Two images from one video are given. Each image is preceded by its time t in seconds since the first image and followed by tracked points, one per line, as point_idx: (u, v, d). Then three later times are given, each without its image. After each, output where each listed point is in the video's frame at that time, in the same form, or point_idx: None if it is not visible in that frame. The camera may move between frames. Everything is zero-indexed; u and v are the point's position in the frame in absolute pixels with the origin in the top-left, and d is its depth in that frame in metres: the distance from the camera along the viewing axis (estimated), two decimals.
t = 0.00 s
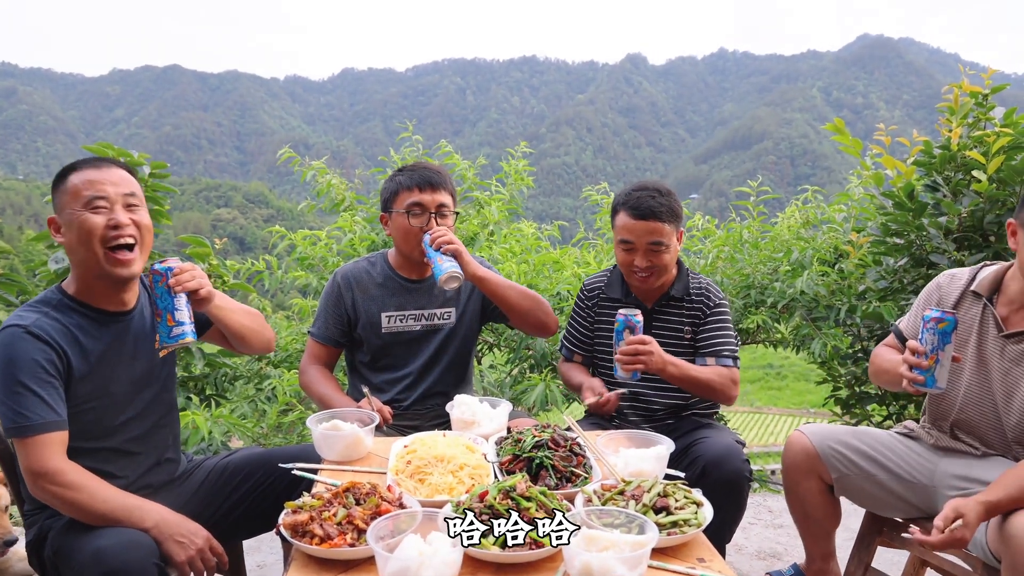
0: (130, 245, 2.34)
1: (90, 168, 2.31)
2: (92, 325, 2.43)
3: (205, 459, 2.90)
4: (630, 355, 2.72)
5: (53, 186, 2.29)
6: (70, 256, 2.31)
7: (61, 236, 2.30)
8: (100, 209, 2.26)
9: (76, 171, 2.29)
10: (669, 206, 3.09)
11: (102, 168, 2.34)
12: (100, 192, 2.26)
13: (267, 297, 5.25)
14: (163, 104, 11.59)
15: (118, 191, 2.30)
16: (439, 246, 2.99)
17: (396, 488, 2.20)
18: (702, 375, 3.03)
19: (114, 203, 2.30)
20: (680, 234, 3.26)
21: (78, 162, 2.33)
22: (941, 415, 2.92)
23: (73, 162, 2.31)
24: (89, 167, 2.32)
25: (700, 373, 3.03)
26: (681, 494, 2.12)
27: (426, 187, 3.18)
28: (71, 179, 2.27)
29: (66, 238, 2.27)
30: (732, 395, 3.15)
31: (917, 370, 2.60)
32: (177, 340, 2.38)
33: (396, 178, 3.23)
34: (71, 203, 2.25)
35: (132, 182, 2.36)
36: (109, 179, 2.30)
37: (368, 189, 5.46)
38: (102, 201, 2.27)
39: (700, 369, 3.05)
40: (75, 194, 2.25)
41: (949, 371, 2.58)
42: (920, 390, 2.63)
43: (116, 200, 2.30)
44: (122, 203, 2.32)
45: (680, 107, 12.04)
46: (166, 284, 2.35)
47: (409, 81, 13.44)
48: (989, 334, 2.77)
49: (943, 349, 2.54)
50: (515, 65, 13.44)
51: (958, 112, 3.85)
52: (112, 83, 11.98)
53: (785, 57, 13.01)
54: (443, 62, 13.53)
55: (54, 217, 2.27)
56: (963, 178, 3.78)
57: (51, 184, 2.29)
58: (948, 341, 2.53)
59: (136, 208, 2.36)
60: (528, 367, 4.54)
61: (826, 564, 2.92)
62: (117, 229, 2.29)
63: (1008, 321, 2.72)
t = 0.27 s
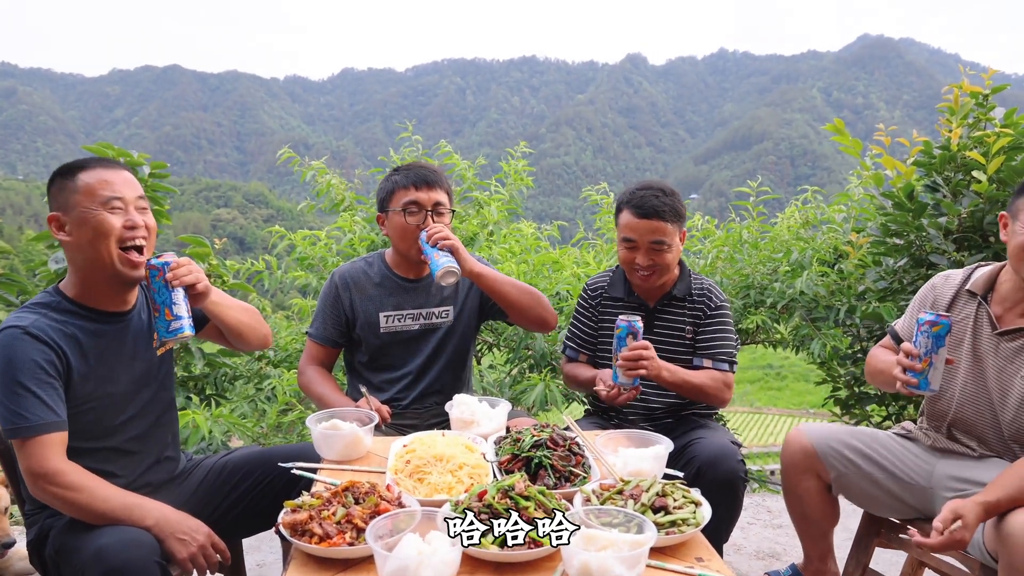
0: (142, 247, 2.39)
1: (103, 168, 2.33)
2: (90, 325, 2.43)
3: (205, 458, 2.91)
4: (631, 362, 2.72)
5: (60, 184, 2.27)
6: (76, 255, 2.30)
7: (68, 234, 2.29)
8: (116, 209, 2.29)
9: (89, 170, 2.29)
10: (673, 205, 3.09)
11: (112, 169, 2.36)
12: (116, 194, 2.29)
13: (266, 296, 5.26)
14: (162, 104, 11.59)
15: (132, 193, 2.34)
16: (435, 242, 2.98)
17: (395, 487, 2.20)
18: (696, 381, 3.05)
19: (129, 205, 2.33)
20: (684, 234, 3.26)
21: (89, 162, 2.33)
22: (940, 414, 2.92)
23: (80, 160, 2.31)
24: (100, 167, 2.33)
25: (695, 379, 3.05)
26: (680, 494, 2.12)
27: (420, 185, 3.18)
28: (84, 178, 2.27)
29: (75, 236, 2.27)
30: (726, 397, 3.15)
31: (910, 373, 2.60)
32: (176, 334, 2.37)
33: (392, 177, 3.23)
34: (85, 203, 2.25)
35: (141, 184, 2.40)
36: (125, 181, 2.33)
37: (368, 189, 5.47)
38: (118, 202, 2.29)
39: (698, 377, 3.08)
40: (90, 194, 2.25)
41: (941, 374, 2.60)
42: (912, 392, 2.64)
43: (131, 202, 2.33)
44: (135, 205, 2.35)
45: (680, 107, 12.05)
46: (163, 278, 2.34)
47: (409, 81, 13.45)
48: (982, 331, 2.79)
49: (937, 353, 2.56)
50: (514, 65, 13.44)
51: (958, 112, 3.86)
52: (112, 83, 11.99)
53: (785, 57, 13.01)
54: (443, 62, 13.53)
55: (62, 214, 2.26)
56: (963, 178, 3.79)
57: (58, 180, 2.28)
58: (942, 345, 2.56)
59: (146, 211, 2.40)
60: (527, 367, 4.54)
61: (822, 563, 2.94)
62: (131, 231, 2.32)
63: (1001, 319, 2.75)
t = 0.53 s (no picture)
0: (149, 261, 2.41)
1: (122, 176, 2.32)
2: (88, 326, 2.43)
3: (205, 457, 2.90)
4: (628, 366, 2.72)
5: (79, 186, 2.26)
6: (82, 258, 2.30)
7: (77, 237, 2.28)
8: (131, 223, 2.31)
9: (110, 178, 2.29)
10: (677, 203, 3.09)
11: (132, 178, 2.36)
12: (134, 207, 2.31)
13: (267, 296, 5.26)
14: (163, 104, 11.60)
15: (148, 208, 2.35)
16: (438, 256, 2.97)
17: (394, 487, 2.20)
18: (707, 377, 3.06)
19: (143, 219, 2.34)
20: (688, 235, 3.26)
21: (108, 166, 2.32)
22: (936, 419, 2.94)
23: (104, 165, 2.30)
24: (121, 175, 2.32)
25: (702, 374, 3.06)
26: (679, 494, 2.11)
27: (422, 191, 3.15)
28: (104, 185, 2.26)
29: (85, 240, 2.27)
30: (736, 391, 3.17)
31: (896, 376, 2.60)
32: (184, 330, 2.35)
33: (394, 182, 3.21)
34: (103, 212, 2.25)
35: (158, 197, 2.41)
36: (144, 195, 2.34)
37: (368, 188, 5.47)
38: (135, 216, 2.31)
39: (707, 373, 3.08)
40: (109, 205, 2.26)
41: (927, 377, 2.61)
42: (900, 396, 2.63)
43: (145, 216, 2.35)
44: (148, 219, 2.37)
45: (680, 107, 12.04)
46: (164, 277, 2.33)
47: (409, 81, 13.45)
48: (973, 333, 2.83)
49: (922, 354, 2.56)
50: (515, 64, 13.44)
51: (959, 112, 3.85)
52: (113, 83, 11.99)
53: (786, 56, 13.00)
54: (444, 62, 13.53)
55: (75, 216, 2.26)
56: (964, 178, 3.79)
57: (76, 180, 2.27)
58: (928, 346, 2.55)
59: (157, 224, 2.42)
60: (527, 366, 4.54)
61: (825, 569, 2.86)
62: (141, 246, 2.35)
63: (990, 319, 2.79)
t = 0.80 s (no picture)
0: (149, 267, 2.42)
1: (130, 181, 2.32)
2: (88, 326, 2.42)
3: (205, 457, 2.90)
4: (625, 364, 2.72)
5: (86, 187, 2.26)
6: (81, 258, 2.30)
7: (78, 238, 2.28)
8: (134, 229, 2.31)
9: (117, 182, 2.28)
10: (671, 203, 3.08)
11: (140, 183, 2.36)
12: (139, 214, 2.31)
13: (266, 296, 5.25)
14: (163, 103, 11.58)
15: (152, 215, 2.35)
16: (440, 311, 2.68)
17: (394, 487, 2.20)
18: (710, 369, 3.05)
19: (146, 225, 2.35)
20: (683, 234, 3.25)
21: (117, 169, 2.32)
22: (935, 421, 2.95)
23: (112, 168, 2.30)
24: (129, 180, 2.32)
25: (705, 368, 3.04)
26: (679, 494, 2.11)
27: (428, 228, 2.96)
28: (111, 189, 2.26)
29: (86, 241, 2.27)
30: (744, 385, 3.10)
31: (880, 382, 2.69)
32: (189, 331, 2.34)
33: (397, 210, 2.98)
34: (107, 216, 2.25)
35: (163, 204, 2.42)
36: (150, 202, 2.34)
37: (368, 188, 5.47)
38: (139, 223, 2.31)
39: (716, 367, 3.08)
40: (114, 209, 2.26)
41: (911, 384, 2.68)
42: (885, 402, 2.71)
43: (148, 223, 2.35)
44: (151, 225, 2.37)
45: (681, 106, 12.03)
46: (165, 280, 2.32)
47: (409, 80, 13.43)
48: (962, 332, 2.87)
49: (905, 362, 2.64)
50: (515, 64, 13.42)
51: (960, 110, 3.83)
52: (113, 82, 11.99)
53: (786, 55, 12.99)
54: (444, 61, 13.52)
55: (79, 217, 2.25)
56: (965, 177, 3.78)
57: (83, 180, 2.26)
58: (911, 353, 2.64)
59: (159, 230, 2.42)
60: (528, 365, 4.53)
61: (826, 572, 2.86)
62: (142, 252, 2.35)
63: (977, 318, 2.83)
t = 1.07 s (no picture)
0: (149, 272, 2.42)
1: (138, 187, 2.30)
2: (85, 327, 2.42)
3: (205, 456, 2.90)
4: (628, 353, 2.75)
5: (93, 189, 2.23)
6: (81, 259, 2.28)
7: (81, 240, 2.26)
8: (137, 237, 2.30)
9: (125, 188, 2.26)
10: (665, 205, 3.06)
11: (147, 189, 2.34)
12: (144, 221, 2.30)
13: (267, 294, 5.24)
14: (164, 101, 11.56)
15: (156, 223, 2.34)
16: (456, 377, 2.93)
17: (395, 487, 2.19)
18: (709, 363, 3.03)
19: (150, 233, 2.34)
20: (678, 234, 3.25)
21: (126, 173, 2.30)
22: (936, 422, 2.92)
23: (120, 173, 2.28)
24: (136, 185, 2.30)
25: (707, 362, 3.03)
26: (681, 494, 2.10)
27: (427, 255, 2.89)
28: (119, 195, 2.24)
29: (88, 245, 2.25)
30: (747, 384, 3.13)
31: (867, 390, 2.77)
32: (194, 332, 2.39)
33: (399, 231, 2.91)
34: (113, 223, 2.24)
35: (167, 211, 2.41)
36: (155, 210, 2.33)
37: (369, 186, 5.47)
38: (143, 230, 2.30)
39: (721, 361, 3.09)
40: (121, 216, 2.24)
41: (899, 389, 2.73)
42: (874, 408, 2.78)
43: (152, 231, 2.34)
44: (154, 233, 2.36)
45: (681, 104, 12.01)
46: (165, 284, 2.33)
47: (410, 78, 13.42)
48: (953, 332, 2.88)
49: (893, 369, 2.69)
50: (516, 62, 13.40)
51: (961, 109, 3.81)
52: (113, 80, 11.97)
53: (787, 54, 12.97)
54: (444, 59, 13.50)
55: (83, 219, 2.22)
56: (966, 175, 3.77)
57: (91, 182, 2.24)
58: (898, 360, 2.68)
59: (161, 236, 2.42)
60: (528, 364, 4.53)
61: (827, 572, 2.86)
62: (144, 259, 2.35)
63: (968, 317, 2.84)
